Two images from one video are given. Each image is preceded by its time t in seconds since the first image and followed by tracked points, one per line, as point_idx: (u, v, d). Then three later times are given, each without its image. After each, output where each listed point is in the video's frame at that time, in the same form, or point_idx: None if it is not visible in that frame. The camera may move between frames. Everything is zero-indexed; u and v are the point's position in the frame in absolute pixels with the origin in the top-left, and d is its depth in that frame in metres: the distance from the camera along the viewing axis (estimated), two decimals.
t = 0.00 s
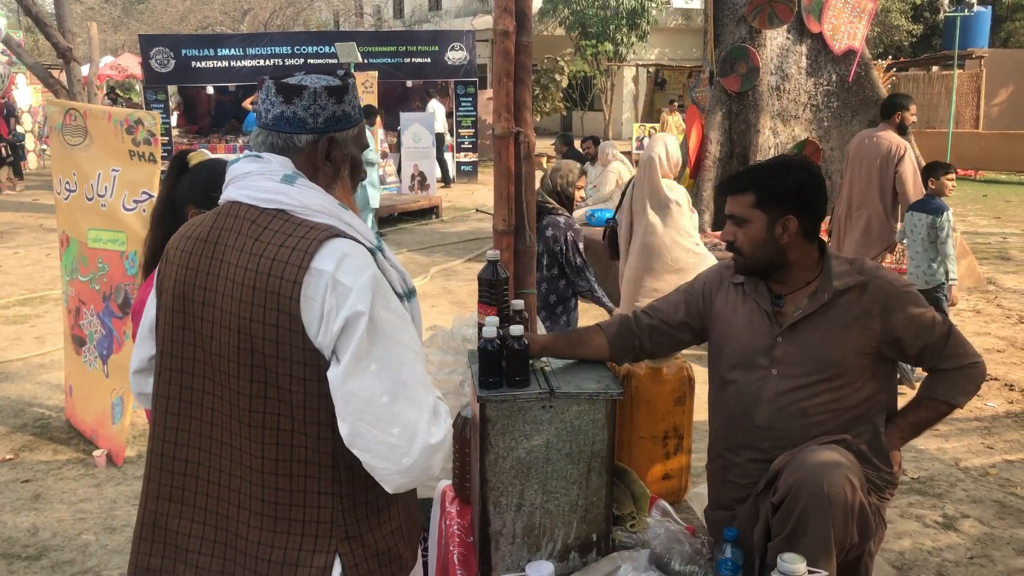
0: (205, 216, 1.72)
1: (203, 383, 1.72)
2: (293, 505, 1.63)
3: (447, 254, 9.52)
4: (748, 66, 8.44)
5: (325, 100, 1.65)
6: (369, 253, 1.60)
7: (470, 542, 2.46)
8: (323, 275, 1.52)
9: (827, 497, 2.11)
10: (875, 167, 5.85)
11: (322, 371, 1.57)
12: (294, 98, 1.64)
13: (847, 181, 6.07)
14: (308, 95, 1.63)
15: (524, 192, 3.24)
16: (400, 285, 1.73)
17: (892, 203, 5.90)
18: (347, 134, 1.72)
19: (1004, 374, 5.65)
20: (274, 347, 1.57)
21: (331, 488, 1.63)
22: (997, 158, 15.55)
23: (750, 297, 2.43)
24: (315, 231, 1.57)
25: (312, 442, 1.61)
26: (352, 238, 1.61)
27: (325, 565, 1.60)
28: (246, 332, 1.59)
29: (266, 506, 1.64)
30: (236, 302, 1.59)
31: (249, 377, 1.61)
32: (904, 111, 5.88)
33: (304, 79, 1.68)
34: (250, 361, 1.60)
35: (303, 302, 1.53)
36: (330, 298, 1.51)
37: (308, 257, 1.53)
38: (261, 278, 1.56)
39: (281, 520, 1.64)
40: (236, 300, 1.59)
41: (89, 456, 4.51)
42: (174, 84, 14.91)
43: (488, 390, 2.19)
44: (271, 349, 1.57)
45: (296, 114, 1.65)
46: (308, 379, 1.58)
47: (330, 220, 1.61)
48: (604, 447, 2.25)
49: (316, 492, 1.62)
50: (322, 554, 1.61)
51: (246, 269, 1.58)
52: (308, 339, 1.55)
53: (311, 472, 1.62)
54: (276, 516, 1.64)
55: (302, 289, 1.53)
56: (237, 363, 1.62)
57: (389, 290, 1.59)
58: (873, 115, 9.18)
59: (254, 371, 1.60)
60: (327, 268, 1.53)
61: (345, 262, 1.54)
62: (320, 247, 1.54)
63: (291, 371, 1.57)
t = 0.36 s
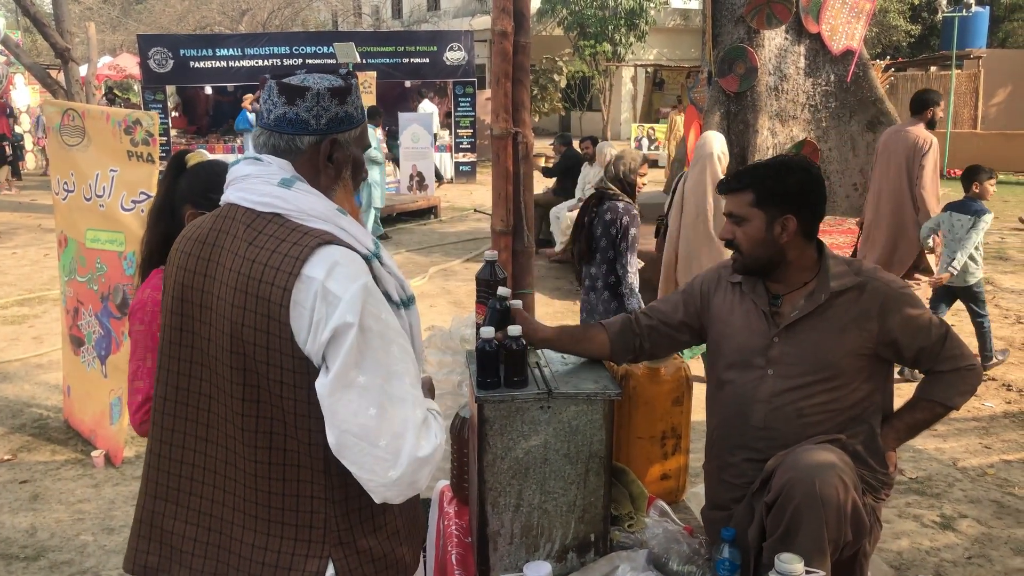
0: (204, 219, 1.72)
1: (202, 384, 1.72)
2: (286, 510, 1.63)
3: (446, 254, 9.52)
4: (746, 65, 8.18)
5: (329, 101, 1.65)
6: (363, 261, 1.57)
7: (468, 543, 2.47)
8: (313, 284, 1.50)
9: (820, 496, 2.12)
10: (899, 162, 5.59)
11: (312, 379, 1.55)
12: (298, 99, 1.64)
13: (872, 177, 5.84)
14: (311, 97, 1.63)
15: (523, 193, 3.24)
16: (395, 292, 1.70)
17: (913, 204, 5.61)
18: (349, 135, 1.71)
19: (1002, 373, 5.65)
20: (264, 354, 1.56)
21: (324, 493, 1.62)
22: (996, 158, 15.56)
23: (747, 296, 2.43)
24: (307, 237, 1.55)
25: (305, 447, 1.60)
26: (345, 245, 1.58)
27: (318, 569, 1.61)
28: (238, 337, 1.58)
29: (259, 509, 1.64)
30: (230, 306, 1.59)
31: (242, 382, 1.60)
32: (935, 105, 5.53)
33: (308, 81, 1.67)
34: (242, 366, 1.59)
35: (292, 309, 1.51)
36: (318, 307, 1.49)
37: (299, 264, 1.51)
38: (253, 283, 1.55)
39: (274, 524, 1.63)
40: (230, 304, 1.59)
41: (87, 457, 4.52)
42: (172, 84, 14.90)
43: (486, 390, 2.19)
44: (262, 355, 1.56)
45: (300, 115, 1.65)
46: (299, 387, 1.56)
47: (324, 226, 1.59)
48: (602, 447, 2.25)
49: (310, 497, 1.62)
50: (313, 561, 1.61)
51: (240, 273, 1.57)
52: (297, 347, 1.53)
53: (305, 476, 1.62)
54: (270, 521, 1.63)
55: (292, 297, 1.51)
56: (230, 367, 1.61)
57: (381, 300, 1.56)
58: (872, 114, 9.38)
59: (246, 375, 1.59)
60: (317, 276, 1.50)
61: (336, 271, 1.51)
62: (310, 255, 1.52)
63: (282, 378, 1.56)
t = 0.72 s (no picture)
0: (209, 222, 1.72)
1: (208, 389, 1.72)
2: (293, 514, 1.63)
3: (444, 256, 9.52)
4: (744, 68, 8.42)
5: (337, 104, 1.66)
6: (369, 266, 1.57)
7: (466, 545, 2.47)
8: (320, 290, 1.50)
9: (815, 498, 2.12)
10: (932, 170, 5.91)
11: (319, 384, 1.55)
12: (306, 102, 1.64)
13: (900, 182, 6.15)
14: (320, 100, 1.64)
15: (521, 195, 3.25)
16: (401, 297, 1.70)
17: (944, 210, 5.97)
18: (355, 139, 1.72)
19: (999, 375, 5.66)
20: (270, 358, 1.56)
21: (330, 498, 1.62)
22: (993, 160, 15.56)
23: (746, 299, 2.44)
24: (314, 242, 1.55)
25: (311, 452, 1.60)
26: (352, 250, 1.58)
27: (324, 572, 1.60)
28: (244, 341, 1.58)
29: (264, 514, 1.64)
30: (236, 310, 1.59)
31: (248, 387, 1.61)
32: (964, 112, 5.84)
33: (315, 84, 1.68)
34: (249, 370, 1.60)
35: (299, 314, 1.51)
36: (325, 312, 1.49)
37: (306, 269, 1.51)
38: (260, 287, 1.55)
39: (279, 529, 1.63)
40: (236, 308, 1.59)
41: (85, 459, 4.51)
42: (170, 86, 14.91)
43: (485, 392, 2.20)
44: (268, 360, 1.56)
45: (308, 118, 1.65)
46: (305, 392, 1.56)
47: (331, 231, 1.59)
48: (600, 448, 2.25)
49: (316, 501, 1.62)
50: (319, 566, 1.61)
51: (246, 278, 1.57)
52: (303, 351, 1.53)
53: (311, 481, 1.62)
54: (275, 526, 1.63)
55: (299, 302, 1.51)
56: (237, 371, 1.61)
57: (388, 305, 1.56)
58: (869, 117, 9.10)
59: (253, 380, 1.60)
60: (324, 281, 1.50)
61: (343, 276, 1.51)
62: (317, 260, 1.52)
63: (287, 383, 1.56)
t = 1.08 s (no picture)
0: (209, 223, 1.72)
1: (206, 390, 1.72)
2: (288, 516, 1.62)
3: (442, 257, 9.52)
4: (741, 70, 8.42)
5: (335, 104, 1.66)
6: (366, 265, 1.57)
7: (464, 545, 2.47)
8: (316, 288, 1.50)
9: (810, 499, 2.12)
10: (969, 163, 5.97)
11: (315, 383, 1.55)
12: (304, 102, 1.64)
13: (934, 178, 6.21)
14: (318, 99, 1.63)
15: (519, 196, 3.25)
16: (398, 298, 1.70)
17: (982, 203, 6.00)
18: (353, 138, 1.73)
19: (997, 377, 5.67)
20: (267, 358, 1.55)
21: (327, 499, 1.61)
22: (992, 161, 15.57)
23: (744, 301, 2.44)
24: (311, 241, 1.54)
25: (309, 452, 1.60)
26: (350, 249, 1.58)
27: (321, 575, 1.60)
28: (240, 340, 1.58)
29: (260, 517, 1.63)
30: (234, 310, 1.58)
31: (244, 387, 1.60)
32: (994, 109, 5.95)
33: (313, 84, 1.68)
34: (245, 370, 1.59)
35: (295, 312, 1.51)
36: (320, 310, 1.49)
37: (302, 267, 1.51)
38: (257, 286, 1.55)
39: (275, 531, 1.62)
40: (234, 308, 1.59)
41: (83, 460, 4.51)
42: (168, 87, 14.92)
43: (482, 393, 2.20)
44: (264, 360, 1.56)
45: (306, 117, 1.65)
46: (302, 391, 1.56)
47: (330, 229, 1.59)
48: (598, 449, 2.25)
49: (313, 503, 1.62)
50: (316, 568, 1.60)
51: (243, 277, 1.57)
52: (299, 350, 1.53)
53: (308, 481, 1.62)
54: (272, 528, 1.62)
55: (295, 300, 1.51)
56: (234, 371, 1.61)
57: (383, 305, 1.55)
58: (867, 118, 9.23)
59: (249, 379, 1.59)
60: (320, 277, 1.50)
61: (339, 273, 1.51)
62: (315, 258, 1.52)
63: (284, 383, 1.56)
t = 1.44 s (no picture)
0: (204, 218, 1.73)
1: (196, 385, 1.73)
2: (273, 513, 1.61)
3: (439, 255, 9.52)
4: (739, 68, 8.52)
5: (327, 99, 1.66)
6: (350, 259, 1.55)
7: (462, 544, 2.47)
8: (296, 280, 1.49)
9: (805, 498, 2.12)
10: (994, 160, 6.05)
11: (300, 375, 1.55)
12: (296, 98, 1.64)
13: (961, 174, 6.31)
14: (310, 94, 1.64)
15: (517, 195, 3.25)
16: (388, 294, 1.68)
17: (1006, 198, 6.07)
18: (347, 134, 1.73)
19: (994, 375, 5.68)
20: (250, 352, 1.55)
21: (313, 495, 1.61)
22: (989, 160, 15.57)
23: (748, 302, 2.43)
24: (295, 235, 1.54)
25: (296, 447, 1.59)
26: (335, 242, 1.57)
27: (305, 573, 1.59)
28: (226, 335, 1.58)
29: (246, 512, 1.62)
30: (220, 304, 1.58)
31: (229, 382, 1.60)
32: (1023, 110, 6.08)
33: (304, 80, 1.68)
34: (230, 365, 1.59)
35: (275, 305, 1.51)
36: (298, 302, 1.48)
37: (284, 260, 1.51)
38: (240, 280, 1.55)
39: (261, 528, 1.62)
40: (220, 302, 1.58)
41: (80, 459, 4.50)
42: (165, 86, 14.92)
43: (480, 391, 2.20)
44: (247, 354, 1.55)
45: (299, 113, 1.65)
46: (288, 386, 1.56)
47: (316, 223, 1.58)
48: (595, 448, 2.25)
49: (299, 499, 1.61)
50: (301, 565, 1.60)
51: (229, 271, 1.57)
52: (281, 343, 1.52)
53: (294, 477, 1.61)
54: (257, 524, 1.62)
55: (275, 293, 1.50)
56: (220, 365, 1.61)
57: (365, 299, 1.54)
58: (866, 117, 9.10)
59: (233, 374, 1.59)
60: (301, 270, 1.49)
61: (320, 266, 1.50)
62: (297, 252, 1.51)
63: (267, 377, 1.55)
